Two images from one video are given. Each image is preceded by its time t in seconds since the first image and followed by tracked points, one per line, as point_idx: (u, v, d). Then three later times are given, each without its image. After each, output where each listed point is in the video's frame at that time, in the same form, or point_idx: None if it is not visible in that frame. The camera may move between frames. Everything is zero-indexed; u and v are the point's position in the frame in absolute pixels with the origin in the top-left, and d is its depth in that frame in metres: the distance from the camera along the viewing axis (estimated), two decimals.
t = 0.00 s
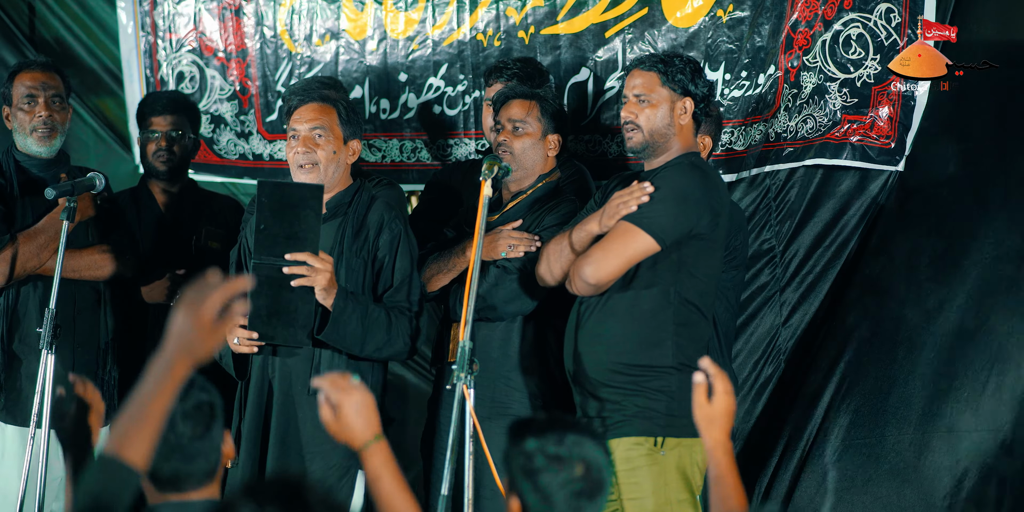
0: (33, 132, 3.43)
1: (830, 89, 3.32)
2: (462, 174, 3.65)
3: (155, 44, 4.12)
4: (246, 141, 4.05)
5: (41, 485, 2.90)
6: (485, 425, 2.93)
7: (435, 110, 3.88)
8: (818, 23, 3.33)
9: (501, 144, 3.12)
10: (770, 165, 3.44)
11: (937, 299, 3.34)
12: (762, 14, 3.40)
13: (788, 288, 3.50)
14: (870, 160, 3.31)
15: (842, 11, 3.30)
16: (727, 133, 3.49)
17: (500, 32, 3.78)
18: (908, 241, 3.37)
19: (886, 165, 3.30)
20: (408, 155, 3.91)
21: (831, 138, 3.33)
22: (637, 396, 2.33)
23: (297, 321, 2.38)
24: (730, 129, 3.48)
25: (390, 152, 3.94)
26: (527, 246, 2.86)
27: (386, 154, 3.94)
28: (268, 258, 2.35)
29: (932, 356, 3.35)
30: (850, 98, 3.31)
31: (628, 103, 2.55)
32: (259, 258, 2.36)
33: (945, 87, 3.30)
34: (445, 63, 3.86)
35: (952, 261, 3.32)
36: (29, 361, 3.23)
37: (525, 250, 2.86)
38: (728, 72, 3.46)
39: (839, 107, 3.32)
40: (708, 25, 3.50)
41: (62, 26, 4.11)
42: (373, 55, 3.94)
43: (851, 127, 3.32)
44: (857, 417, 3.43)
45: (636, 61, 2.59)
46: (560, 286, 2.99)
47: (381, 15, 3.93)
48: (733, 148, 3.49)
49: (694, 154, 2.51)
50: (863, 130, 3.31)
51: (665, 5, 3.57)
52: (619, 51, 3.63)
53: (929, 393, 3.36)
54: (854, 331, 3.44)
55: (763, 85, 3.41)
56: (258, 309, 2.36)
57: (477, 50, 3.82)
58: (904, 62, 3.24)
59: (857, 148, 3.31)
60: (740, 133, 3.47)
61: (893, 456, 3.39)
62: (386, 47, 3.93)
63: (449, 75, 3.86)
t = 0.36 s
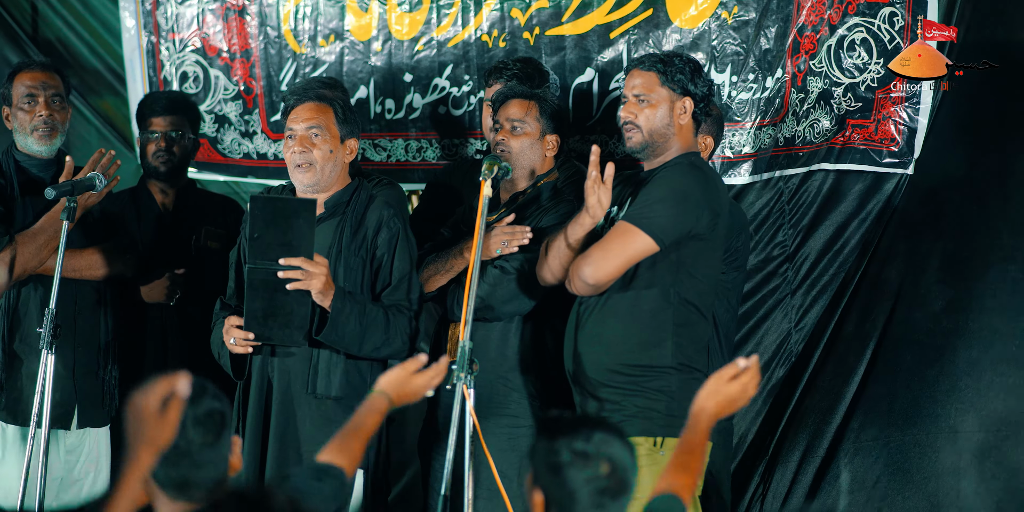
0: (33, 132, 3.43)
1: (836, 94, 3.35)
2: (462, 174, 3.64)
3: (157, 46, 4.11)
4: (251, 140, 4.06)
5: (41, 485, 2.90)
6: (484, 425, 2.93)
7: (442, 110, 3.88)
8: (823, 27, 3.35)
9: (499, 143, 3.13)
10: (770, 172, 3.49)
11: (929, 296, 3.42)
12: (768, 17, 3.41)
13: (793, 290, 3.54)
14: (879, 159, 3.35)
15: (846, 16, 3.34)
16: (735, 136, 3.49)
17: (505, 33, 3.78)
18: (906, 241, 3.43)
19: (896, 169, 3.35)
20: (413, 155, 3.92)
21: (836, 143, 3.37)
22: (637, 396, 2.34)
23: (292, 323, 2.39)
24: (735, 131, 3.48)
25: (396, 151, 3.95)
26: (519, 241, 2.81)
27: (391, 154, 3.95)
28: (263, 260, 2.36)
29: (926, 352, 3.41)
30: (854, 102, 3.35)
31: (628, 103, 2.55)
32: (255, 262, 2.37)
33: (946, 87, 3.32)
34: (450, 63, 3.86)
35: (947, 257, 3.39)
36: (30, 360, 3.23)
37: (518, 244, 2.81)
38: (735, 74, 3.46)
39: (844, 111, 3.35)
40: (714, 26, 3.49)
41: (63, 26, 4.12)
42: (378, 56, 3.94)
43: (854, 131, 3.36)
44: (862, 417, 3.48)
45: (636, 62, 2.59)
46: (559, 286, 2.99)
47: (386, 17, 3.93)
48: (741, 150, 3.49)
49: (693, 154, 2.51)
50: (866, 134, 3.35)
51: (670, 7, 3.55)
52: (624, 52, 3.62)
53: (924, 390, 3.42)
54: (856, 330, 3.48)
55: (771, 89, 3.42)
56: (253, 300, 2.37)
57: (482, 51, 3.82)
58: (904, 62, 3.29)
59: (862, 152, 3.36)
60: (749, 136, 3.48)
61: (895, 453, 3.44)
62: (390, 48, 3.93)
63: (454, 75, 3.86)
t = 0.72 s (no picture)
0: (38, 134, 3.44)
1: (842, 96, 3.36)
2: (462, 174, 3.64)
3: (163, 45, 4.12)
4: (258, 138, 4.06)
5: (41, 485, 2.91)
6: (483, 425, 2.94)
7: (450, 109, 3.88)
8: (830, 28, 3.35)
9: (498, 141, 3.13)
10: (774, 173, 3.47)
11: (927, 296, 3.43)
12: (775, 17, 3.40)
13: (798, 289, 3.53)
14: (873, 156, 3.37)
15: (851, 19, 3.33)
16: (746, 135, 3.47)
17: (512, 32, 3.78)
18: (905, 241, 3.45)
19: (898, 168, 3.35)
20: (421, 153, 3.93)
21: (842, 146, 3.37)
22: (636, 396, 2.35)
23: (292, 332, 2.37)
24: (750, 132, 3.46)
25: (404, 149, 3.95)
26: (523, 247, 2.84)
27: (399, 152, 3.96)
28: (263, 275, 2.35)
29: (925, 351, 3.43)
30: (857, 104, 3.35)
31: (628, 103, 2.56)
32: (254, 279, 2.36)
33: (946, 87, 3.34)
34: (457, 63, 3.87)
35: (945, 257, 3.40)
36: (30, 360, 3.25)
37: (521, 251, 2.84)
38: (744, 72, 3.45)
39: (848, 112, 3.35)
40: (720, 26, 3.47)
41: (66, 25, 4.12)
42: (385, 55, 3.95)
43: (857, 133, 3.36)
44: (861, 416, 3.50)
45: (637, 62, 2.60)
46: (558, 286, 2.99)
47: (393, 18, 3.93)
48: (753, 150, 3.47)
49: (693, 154, 2.51)
50: (869, 135, 3.35)
51: (676, 7, 3.54)
52: (631, 51, 3.62)
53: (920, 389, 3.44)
54: (856, 330, 3.51)
55: (780, 89, 3.41)
56: (252, 308, 2.36)
57: (489, 50, 3.82)
58: (904, 62, 3.30)
59: (866, 153, 3.36)
60: (760, 135, 3.46)
61: (891, 453, 3.47)
62: (398, 48, 3.93)
63: (461, 74, 3.87)
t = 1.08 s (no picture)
0: (54, 134, 3.45)
1: (850, 97, 3.37)
2: (462, 175, 3.63)
3: (167, 45, 4.12)
4: (263, 138, 4.06)
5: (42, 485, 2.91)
6: (483, 426, 2.94)
7: (455, 108, 3.88)
8: (836, 29, 3.36)
9: (498, 142, 3.12)
10: (777, 174, 3.48)
11: (928, 296, 3.41)
12: (780, 16, 3.41)
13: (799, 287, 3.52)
14: (880, 163, 3.37)
15: (858, 20, 3.34)
16: (752, 134, 3.49)
17: (517, 32, 3.78)
18: (908, 240, 3.43)
19: (899, 166, 3.36)
20: (427, 151, 3.93)
21: (853, 146, 3.38)
22: (637, 396, 2.35)
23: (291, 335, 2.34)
24: (756, 131, 3.48)
25: (410, 148, 3.95)
26: (523, 248, 2.83)
27: (405, 151, 3.96)
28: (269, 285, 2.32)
29: (926, 351, 3.42)
30: (865, 105, 3.35)
31: (631, 102, 2.56)
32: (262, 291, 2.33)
33: (945, 88, 3.34)
34: (463, 62, 3.86)
35: (947, 257, 3.39)
36: (31, 361, 3.25)
37: (521, 251, 2.83)
38: (750, 72, 3.47)
39: (857, 115, 3.36)
40: (725, 25, 3.48)
41: (64, 27, 4.11)
42: (391, 54, 3.94)
43: (863, 134, 3.37)
44: (862, 416, 3.50)
45: (640, 62, 2.59)
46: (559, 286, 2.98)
47: (398, 19, 3.92)
48: (758, 149, 3.49)
49: (696, 153, 2.50)
50: (872, 135, 3.36)
51: (681, 6, 3.55)
52: (636, 50, 3.62)
53: (920, 389, 3.44)
54: (855, 330, 3.49)
55: (785, 88, 3.43)
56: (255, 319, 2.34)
57: (495, 50, 3.81)
58: (904, 62, 3.30)
59: (868, 153, 3.38)
60: (765, 135, 3.48)
61: (892, 453, 3.47)
62: (403, 47, 3.93)
63: (467, 74, 3.86)
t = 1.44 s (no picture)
0: (56, 134, 3.44)
1: (856, 98, 3.38)
2: (462, 175, 3.63)
3: (168, 45, 4.11)
4: (265, 137, 4.05)
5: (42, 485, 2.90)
6: (484, 425, 2.93)
7: (458, 107, 3.88)
8: (841, 30, 3.38)
9: (497, 143, 3.11)
10: (783, 172, 3.49)
11: (930, 297, 3.41)
12: (783, 15, 3.42)
13: (800, 286, 3.53)
14: (889, 164, 3.37)
15: (863, 21, 3.35)
16: (755, 133, 3.50)
17: (520, 32, 3.77)
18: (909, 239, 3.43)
19: (897, 166, 3.36)
20: (431, 150, 3.93)
21: (860, 146, 3.39)
22: (638, 397, 2.34)
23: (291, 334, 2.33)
24: (760, 130, 3.50)
25: (413, 147, 3.95)
26: (523, 248, 2.84)
27: (409, 150, 3.95)
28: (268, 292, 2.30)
29: (927, 352, 3.42)
30: (870, 105, 3.36)
31: (634, 101, 2.55)
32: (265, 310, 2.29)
33: (945, 87, 3.32)
34: (467, 61, 3.86)
35: (948, 258, 3.38)
36: (32, 361, 3.24)
37: (522, 251, 2.84)
38: (754, 71, 3.48)
39: (863, 115, 3.37)
40: (726, 25, 3.50)
41: (63, 26, 4.09)
42: (394, 54, 3.94)
43: (867, 135, 3.37)
44: (862, 416, 3.50)
45: (643, 62, 2.59)
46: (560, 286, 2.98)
47: (402, 19, 3.92)
48: (762, 147, 3.51)
49: (698, 153, 2.49)
50: (876, 136, 3.37)
51: (684, 6, 3.55)
52: (639, 49, 3.62)
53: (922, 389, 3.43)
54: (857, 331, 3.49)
55: (789, 88, 3.45)
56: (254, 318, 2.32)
57: (498, 49, 3.81)
58: (904, 62, 3.30)
59: (870, 153, 3.38)
60: (769, 134, 3.49)
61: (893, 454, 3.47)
62: (407, 47, 3.93)
63: (471, 73, 3.86)
